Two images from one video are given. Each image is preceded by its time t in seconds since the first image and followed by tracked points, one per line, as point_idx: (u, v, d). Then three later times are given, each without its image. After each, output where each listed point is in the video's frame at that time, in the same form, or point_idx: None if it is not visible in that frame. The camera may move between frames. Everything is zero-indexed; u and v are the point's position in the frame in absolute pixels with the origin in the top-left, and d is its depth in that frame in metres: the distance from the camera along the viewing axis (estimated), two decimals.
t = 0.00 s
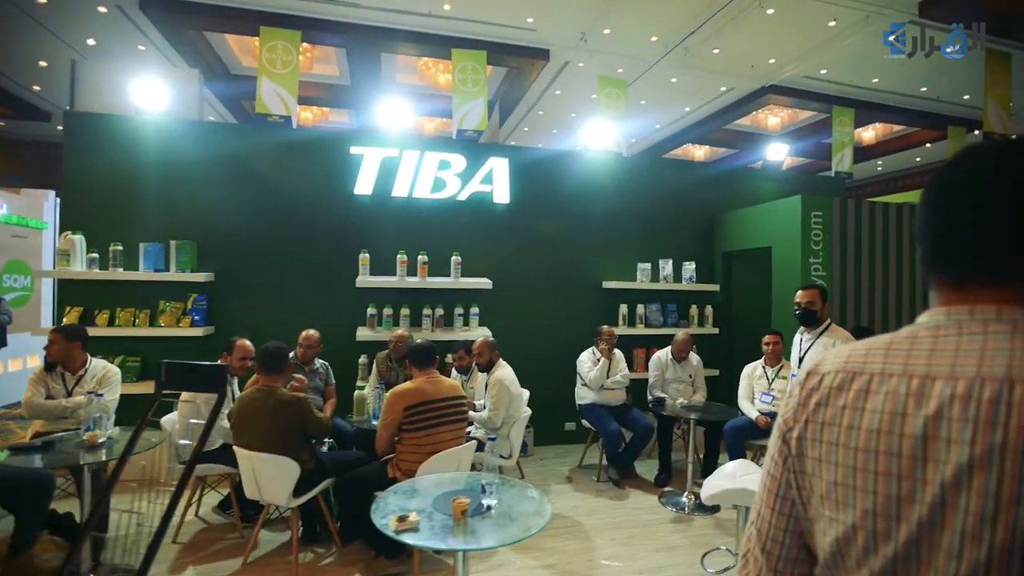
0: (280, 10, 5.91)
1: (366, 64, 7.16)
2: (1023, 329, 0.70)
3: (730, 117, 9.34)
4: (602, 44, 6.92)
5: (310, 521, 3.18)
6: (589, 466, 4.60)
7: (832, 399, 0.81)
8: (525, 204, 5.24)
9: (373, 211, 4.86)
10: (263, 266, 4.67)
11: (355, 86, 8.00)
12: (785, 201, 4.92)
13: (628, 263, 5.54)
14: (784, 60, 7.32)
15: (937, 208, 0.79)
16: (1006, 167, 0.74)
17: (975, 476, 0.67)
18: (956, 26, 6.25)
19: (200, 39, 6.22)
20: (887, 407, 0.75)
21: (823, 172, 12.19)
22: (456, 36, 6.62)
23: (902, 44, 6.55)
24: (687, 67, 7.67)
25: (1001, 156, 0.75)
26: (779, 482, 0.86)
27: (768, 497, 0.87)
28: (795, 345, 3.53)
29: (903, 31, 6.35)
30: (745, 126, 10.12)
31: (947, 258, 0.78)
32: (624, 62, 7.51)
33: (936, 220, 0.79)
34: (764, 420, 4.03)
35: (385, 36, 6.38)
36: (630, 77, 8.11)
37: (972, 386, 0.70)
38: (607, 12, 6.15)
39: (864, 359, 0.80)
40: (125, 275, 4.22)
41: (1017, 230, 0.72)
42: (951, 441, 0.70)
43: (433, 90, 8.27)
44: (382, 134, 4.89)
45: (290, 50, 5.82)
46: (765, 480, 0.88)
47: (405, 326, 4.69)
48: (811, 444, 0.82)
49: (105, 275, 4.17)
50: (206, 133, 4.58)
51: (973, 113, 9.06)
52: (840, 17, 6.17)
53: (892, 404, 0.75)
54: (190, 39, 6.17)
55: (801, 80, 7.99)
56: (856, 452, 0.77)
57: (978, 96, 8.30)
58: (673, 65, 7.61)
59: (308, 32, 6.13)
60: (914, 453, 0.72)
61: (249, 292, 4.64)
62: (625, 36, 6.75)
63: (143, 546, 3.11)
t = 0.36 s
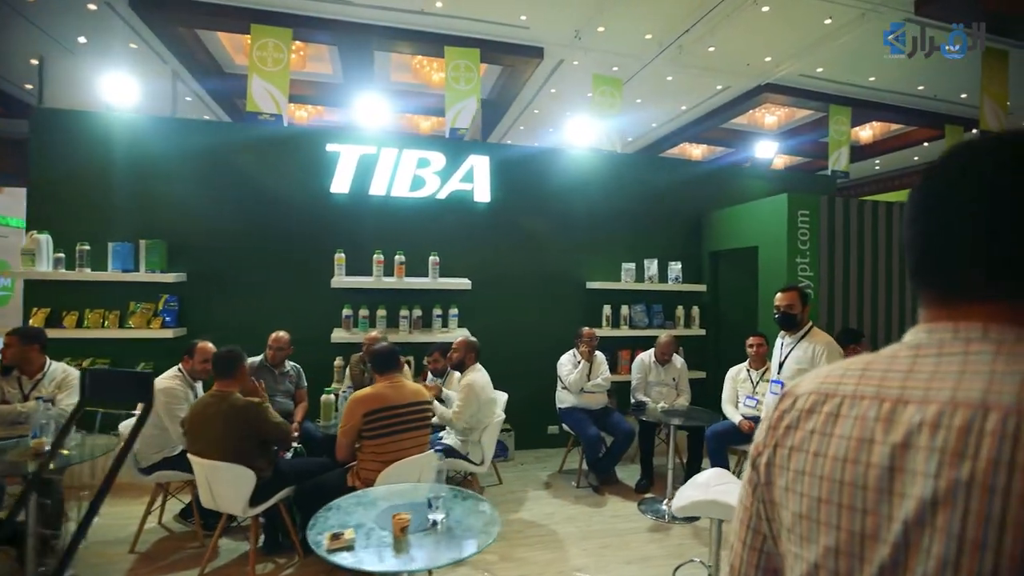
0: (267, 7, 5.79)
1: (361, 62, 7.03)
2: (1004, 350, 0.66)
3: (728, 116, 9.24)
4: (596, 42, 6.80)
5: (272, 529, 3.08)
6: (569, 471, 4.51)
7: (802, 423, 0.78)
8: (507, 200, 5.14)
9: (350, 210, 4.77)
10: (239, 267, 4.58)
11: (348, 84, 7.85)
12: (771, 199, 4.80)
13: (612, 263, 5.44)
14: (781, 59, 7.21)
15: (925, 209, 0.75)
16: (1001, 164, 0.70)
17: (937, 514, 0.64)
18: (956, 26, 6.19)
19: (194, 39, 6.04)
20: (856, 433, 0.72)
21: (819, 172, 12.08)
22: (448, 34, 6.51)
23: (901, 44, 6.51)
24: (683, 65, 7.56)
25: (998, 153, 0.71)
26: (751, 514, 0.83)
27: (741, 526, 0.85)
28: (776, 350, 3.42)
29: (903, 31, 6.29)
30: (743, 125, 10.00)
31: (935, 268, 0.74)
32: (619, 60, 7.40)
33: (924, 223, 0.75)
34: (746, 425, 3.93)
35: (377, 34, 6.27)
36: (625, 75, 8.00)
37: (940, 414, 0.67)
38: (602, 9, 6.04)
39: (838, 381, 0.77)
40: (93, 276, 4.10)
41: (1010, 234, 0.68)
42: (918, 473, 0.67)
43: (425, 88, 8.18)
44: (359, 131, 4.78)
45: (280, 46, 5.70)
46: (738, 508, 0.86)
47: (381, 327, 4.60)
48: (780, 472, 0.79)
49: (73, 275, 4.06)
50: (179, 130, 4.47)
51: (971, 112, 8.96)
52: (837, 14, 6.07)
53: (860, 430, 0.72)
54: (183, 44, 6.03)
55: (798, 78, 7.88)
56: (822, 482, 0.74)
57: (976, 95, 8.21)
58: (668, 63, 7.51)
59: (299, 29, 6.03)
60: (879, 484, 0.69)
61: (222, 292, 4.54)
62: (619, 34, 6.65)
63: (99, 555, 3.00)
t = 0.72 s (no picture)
0: (257, 8, 5.75)
1: (352, 63, 7.00)
2: (910, 351, 0.68)
3: (721, 115, 9.18)
4: (588, 41, 6.76)
5: (230, 534, 3.03)
6: (544, 474, 4.46)
7: (741, 427, 0.80)
8: (483, 198, 5.11)
9: (323, 211, 4.74)
10: (214, 268, 4.56)
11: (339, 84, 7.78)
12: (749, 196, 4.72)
13: (590, 262, 5.39)
14: (774, 56, 7.15)
15: (850, 215, 0.77)
16: (916, 179, 0.72)
17: (851, 507, 0.65)
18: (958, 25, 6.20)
19: (184, 39, 6.05)
20: (784, 434, 0.73)
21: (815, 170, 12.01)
22: (439, 35, 6.48)
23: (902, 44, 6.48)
24: (676, 63, 7.51)
25: (927, 169, 0.72)
26: (701, 518, 0.84)
27: (692, 531, 0.85)
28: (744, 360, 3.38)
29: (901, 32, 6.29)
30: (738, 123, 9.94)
31: (858, 272, 0.76)
32: (612, 59, 7.35)
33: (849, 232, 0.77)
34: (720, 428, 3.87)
35: (367, 33, 6.23)
36: (619, 74, 7.95)
37: (854, 412, 0.67)
38: (593, 9, 6.02)
39: (772, 386, 0.79)
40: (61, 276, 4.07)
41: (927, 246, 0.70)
42: (832, 470, 0.67)
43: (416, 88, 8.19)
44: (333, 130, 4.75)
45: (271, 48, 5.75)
46: (690, 513, 0.87)
47: (354, 328, 4.57)
48: (723, 474, 0.80)
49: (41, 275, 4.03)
50: (150, 131, 4.43)
51: (966, 110, 8.88)
52: (829, 11, 6.01)
53: (788, 431, 0.73)
54: (174, 43, 6.02)
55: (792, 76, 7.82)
56: (757, 482, 0.75)
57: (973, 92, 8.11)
58: (660, 62, 7.48)
59: (291, 30, 6.02)
60: (804, 483, 0.70)
61: (194, 294, 4.51)
62: (611, 33, 6.61)
63: (56, 558, 2.97)
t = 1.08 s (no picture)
0: (281, 13, 5.82)
1: (376, 66, 7.08)
2: (864, 344, 0.64)
3: (751, 110, 8.89)
4: (610, 38, 6.64)
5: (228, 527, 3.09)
6: (548, 476, 4.40)
7: (697, 421, 0.74)
8: (488, 197, 5.09)
9: (329, 212, 4.81)
10: (227, 269, 4.69)
11: (365, 87, 7.82)
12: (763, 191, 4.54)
13: (599, 261, 5.30)
14: (806, 47, 6.87)
15: (833, 203, 0.69)
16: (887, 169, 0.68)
17: (803, 506, 0.61)
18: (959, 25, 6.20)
19: (215, 47, 6.25)
20: (736, 428, 0.69)
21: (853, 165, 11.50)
22: (460, 35, 6.44)
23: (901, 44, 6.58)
24: (703, 58, 7.29)
25: (908, 161, 0.68)
26: (659, 511, 0.79)
27: (650, 525, 0.80)
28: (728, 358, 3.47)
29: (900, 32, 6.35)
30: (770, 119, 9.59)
31: (827, 265, 0.70)
32: (637, 55, 7.19)
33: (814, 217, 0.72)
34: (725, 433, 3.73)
35: (391, 37, 6.28)
36: (644, 72, 7.77)
37: (807, 407, 0.63)
38: (616, 4, 5.90)
39: (729, 378, 0.74)
40: (82, 276, 4.25)
41: (903, 244, 0.66)
42: (785, 466, 0.63)
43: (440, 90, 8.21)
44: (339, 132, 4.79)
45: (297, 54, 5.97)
46: (649, 511, 0.81)
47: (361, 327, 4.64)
48: (678, 470, 0.75)
49: (64, 275, 4.22)
50: (165, 135, 4.57)
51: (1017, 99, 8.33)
52: None
53: (743, 426, 0.68)
54: (206, 51, 6.23)
55: (826, 67, 7.50)
56: (711, 478, 0.70)
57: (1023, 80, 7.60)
58: (685, 57, 7.29)
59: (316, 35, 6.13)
60: (757, 478, 0.65)
61: (207, 293, 4.65)
62: (635, 28, 6.44)
63: (66, 545, 3.09)
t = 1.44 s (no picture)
0: (295, 17, 5.91)
1: (386, 66, 7.13)
2: (886, 357, 0.56)
3: (769, 106, 8.66)
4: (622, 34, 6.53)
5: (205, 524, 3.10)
6: (535, 478, 4.33)
7: (674, 429, 0.69)
8: (479, 195, 5.03)
9: (321, 211, 4.81)
10: (220, 267, 4.73)
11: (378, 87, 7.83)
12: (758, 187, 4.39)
13: (593, 259, 5.19)
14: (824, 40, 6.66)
15: (855, 196, 0.63)
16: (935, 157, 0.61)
17: (799, 553, 0.54)
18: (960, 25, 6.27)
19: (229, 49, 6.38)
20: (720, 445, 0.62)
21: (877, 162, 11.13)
22: (468, 35, 6.41)
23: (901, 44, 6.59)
24: (717, 53, 7.11)
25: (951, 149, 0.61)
26: (619, 529, 0.76)
27: (607, 539, 0.77)
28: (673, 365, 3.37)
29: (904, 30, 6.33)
30: (788, 115, 9.28)
31: (847, 258, 0.63)
32: (650, 52, 7.04)
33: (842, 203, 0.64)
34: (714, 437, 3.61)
35: (402, 37, 6.31)
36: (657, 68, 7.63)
37: (813, 431, 0.56)
38: None
39: (715, 383, 0.67)
40: (76, 275, 4.33)
41: (937, 241, 0.60)
42: (781, 499, 0.56)
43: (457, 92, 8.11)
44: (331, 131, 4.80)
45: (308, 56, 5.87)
46: (611, 514, 0.78)
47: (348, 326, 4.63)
48: (650, 483, 0.70)
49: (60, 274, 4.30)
50: (160, 136, 4.64)
51: None
52: None
53: (727, 444, 0.62)
54: (221, 52, 6.36)
55: (845, 61, 7.27)
56: (684, 498, 0.64)
57: None
58: (699, 54, 7.15)
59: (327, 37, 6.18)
60: (739, 507, 0.59)
61: (200, 291, 4.69)
62: (647, 24, 6.31)
63: (48, 540, 3.14)
